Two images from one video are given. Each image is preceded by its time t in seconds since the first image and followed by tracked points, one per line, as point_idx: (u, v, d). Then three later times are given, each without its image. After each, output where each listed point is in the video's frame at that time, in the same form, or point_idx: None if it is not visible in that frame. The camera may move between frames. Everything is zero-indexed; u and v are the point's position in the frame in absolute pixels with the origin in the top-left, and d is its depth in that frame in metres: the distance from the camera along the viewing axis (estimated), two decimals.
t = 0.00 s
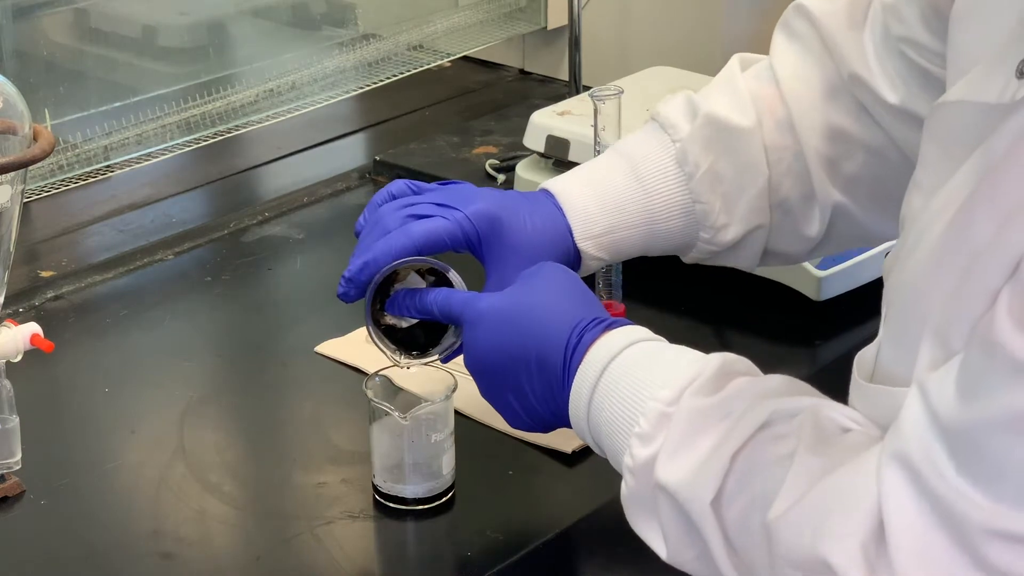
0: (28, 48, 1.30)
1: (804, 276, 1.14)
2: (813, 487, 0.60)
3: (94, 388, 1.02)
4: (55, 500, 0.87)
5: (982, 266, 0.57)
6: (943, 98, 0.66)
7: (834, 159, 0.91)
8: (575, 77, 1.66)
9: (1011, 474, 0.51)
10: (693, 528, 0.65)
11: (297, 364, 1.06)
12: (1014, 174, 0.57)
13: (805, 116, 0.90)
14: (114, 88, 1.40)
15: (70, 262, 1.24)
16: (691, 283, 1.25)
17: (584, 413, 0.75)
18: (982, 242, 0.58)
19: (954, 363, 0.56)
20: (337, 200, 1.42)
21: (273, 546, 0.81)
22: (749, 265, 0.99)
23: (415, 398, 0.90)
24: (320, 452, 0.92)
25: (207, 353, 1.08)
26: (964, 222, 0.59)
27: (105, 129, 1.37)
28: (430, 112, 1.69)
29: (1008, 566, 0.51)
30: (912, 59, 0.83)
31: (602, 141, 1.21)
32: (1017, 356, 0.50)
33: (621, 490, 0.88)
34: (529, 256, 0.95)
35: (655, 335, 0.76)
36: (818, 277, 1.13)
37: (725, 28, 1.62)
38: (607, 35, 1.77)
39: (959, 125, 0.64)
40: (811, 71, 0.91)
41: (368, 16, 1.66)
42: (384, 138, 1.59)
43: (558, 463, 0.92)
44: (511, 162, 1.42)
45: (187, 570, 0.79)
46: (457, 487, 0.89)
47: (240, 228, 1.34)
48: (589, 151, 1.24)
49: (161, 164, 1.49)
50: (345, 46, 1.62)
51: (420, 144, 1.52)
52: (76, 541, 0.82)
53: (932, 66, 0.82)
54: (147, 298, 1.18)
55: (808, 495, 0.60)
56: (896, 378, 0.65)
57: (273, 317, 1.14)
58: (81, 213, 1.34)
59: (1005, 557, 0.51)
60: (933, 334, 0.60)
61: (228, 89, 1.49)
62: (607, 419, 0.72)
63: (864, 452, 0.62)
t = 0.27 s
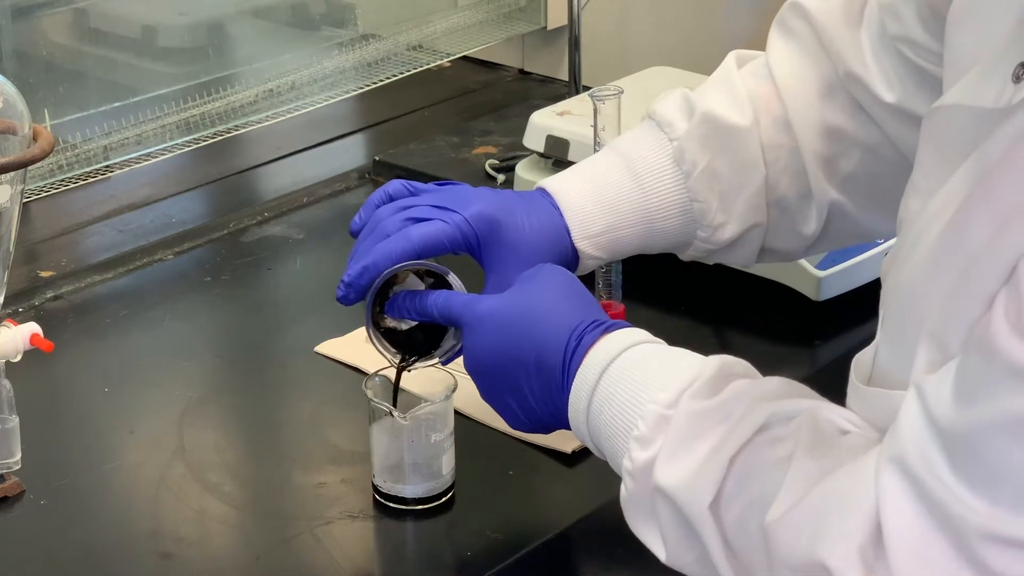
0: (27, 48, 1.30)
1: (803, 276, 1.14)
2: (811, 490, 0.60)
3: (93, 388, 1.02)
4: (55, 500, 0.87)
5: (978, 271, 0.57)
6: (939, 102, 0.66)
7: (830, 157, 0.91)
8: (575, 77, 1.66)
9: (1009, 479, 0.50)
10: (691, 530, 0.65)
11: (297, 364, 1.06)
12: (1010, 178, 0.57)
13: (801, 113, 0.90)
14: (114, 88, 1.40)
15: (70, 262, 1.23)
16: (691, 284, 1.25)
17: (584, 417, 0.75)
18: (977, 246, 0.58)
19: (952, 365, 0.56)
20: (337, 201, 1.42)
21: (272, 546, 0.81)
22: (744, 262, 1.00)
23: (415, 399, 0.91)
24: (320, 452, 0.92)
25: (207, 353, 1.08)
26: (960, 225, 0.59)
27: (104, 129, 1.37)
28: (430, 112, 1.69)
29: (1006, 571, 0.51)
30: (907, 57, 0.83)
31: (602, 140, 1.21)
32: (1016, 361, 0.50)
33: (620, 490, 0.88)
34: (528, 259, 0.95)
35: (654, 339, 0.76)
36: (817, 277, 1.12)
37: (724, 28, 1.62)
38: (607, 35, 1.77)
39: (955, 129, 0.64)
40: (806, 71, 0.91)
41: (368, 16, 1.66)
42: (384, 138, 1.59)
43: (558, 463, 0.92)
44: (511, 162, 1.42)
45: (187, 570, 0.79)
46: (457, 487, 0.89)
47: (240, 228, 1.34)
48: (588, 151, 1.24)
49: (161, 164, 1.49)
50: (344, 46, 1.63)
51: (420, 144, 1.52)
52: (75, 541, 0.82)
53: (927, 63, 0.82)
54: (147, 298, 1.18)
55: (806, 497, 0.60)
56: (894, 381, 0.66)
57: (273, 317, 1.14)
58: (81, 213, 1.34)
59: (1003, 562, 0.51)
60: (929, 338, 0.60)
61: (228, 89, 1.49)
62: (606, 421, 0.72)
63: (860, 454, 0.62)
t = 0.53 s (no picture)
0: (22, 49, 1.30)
1: (798, 279, 1.15)
2: (810, 494, 0.60)
3: (88, 390, 1.02)
4: (49, 502, 0.86)
5: (974, 275, 0.57)
6: (935, 104, 0.66)
7: (826, 155, 0.91)
8: (570, 80, 1.66)
9: (1010, 481, 0.51)
10: (691, 536, 0.65)
11: (291, 367, 1.06)
12: (1007, 182, 0.57)
13: (796, 112, 0.90)
14: (109, 90, 1.40)
15: (65, 264, 1.23)
16: (686, 286, 1.25)
17: (583, 423, 0.75)
18: (977, 248, 0.58)
19: (951, 368, 0.56)
20: (332, 203, 1.42)
21: (267, 548, 0.81)
22: (737, 259, 1.00)
23: (409, 402, 0.91)
24: (314, 455, 0.92)
25: (202, 355, 1.08)
26: (959, 227, 0.59)
27: (99, 131, 1.37)
28: (425, 114, 1.69)
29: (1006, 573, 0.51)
30: (902, 57, 0.84)
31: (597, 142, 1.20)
32: (1016, 364, 0.50)
33: (615, 493, 0.88)
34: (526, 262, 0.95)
35: (653, 344, 0.76)
36: (812, 280, 1.13)
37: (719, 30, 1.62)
38: (602, 38, 1.77)
39: (950, 131, 0.65)
40: (801, 66, 0.91)
41: (363, 19, 1.66)
42: (379, 140, 1.59)
43: (553, 466, 0.92)
44: (506, 165, 1.42)
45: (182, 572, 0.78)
46: (452, 490, 0.89)
47: (235, 230, 1.34)
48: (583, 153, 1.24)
49: (155, 166, 1.49)
50: (340, 48, 1.63)
51: (414, 147, 1.52)
52: (69, 543, 0.82)
53: (922, 64, 0.83)
54: (142, 300, 1.18)
55: (805, 501, 0.60)
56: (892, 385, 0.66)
57: (268, 319, 1.14)
58: (75, 215, 1.34)
59: (1004, 564, 0.51)
60: (927, 340, 0.60)
61: (223, 91, 1.49)
62: (605, 427, 0.73)
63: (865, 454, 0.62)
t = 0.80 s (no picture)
0: (19, 51, 1.30)
1: (793, 280, 1.15)
2: (810, 495, 0.60)
3: (83, 392, 1.02)
4: (45, 505, 0.86)
5: (976, 275, 0.57)
6: (935, 107, 0.66)
7: (824, 152, 0.91)
8: (566, 81, 1.66)
9: (1009, 482, 0.51)
10: (690, 537, 0.66)
11: (287, 368, 1.06)
12: (1008, 185, 0.57)
13: (794, 109, 0.91)
14: (105, 92, 1.40)
15: (60, 266, 1.23)
16: (682, 288, 1.25)
17: (582, 425, 0.76)
18: (978, 250, 0.58)
19: (952, 370, 0.56)
20: (328, 204, 1.42)
21: (264, 550, 0.81)
22: (734, 254, 1.00)
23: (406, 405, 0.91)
24: (310, 456, 0.92)
25: (198, 357, 1.08)
26: (960, 229, 0.59)
27: (95, 132, 1.37)
28: (421, 116, 1.70)
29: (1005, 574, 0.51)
30: (901, 55, 0.84)
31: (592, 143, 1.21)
32: (1017, 367, 0.50)
33: (611, 494, 0.88)
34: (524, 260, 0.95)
35: (653, 345, 0.77)
36: (808, 282, 1.13)
37: (715, 31, 1.62)
38: (597, 39, 1.78)
39: (948, 134, 0.65)
40: (798, 63, 0.91)
41: (359, 21, 1.66)
42: (375, 142, 1.59)
43: (549, 468, 0.92)
44: (501, 166, 1.42)
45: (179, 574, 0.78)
46: (448, 491, 0.89)
47: (232, 232, 1.34)
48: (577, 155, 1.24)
49: (151, 167, 1.49)
50: (335, 50, 1.63)
51: (410, 149, 1.52)
52: (67, 545, 0.82)
53: (920, 60, 0.83)
54: (137, 303, 1.18)
55: (805, 502, 0.60)
56: (891, 387, 0.66)
57: (264, 321, 1.14)
58: (71, 217, 1.33)
59: (1004, 565, 0.51)
60: (928, 342, 0.60)
61: (218, 93, 1.49)
62: (605, 428, 0.73)
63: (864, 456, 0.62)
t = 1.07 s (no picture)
0: (18, 51, 1.30)
1: (792, 282, 1.15)
2: (808, 496, 0.60)
3: (82, 392, 1.02)
4: (44, 505, 0.86)
5: (975, 280, 0.57)
6: (937, 109, 0.66)
7: (817, 151, 0.91)
8: (565, 82, 1.66)
9: (1007, 487, 0.51)
10: (687, 539, 0.66)
11: (286, 369, 1.06)
12: (1009, 189, 0.57)
13: (790, 109, 0.91)
14: (104, 92, 1.40)
15: (59, 267, 1.23)
16: (681, 289, 1.25)
17: (579, 428, 0.76)
18: (978, 255, 0.58)
19: (951, 373, 0.56)
20: (328, 205, 1.42)
21: (262, 551, 0.81)
22: (727, 252, 1.00)
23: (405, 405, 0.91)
24: (309, 457, 0.92)
25: (197, 357, 1.08)
26: (959, 233, 0.59)
27: (94, 133, 1.37)
28: (421, 117, 1.70)
29: None
30: (897, 53, 0.84)
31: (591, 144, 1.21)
32: (1015, 370, 0.50)
33: (610, 495, 0.88)
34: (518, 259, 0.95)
35: (648, 348, 0.77)
36: (807, 284, 1.13)
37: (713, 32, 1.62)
38: (596, 41, 1.78)
39: (947, 137, 0.65)
40: (796, 61, 0.91)
41: (358, 22, 1.66)
42: (374, 143, 1.60)
43: (548, 469, 0.92)
44: (501, 168, 1.42)
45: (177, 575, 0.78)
46: (446, 492, 0.89)
47: (231, 232, 1.34)
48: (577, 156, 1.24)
49: (151, 168, 1.49)
50: (334, 51, 1.63)
51: (409, 150, 1.53)
52: (65, 545, 0.82)
53: (919, 60, 0.83)
54: (136, 303, 1.18)
55: (802, 504, 0.60)
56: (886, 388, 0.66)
57: (263, 322, 1.14)
58: (70, 218, 1.34)
59: (1003, 568, 0.51)
60: (925, 345, 0.61)
61: (218, 94, 1.49)
62: (602, 430, 0.73)
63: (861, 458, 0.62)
